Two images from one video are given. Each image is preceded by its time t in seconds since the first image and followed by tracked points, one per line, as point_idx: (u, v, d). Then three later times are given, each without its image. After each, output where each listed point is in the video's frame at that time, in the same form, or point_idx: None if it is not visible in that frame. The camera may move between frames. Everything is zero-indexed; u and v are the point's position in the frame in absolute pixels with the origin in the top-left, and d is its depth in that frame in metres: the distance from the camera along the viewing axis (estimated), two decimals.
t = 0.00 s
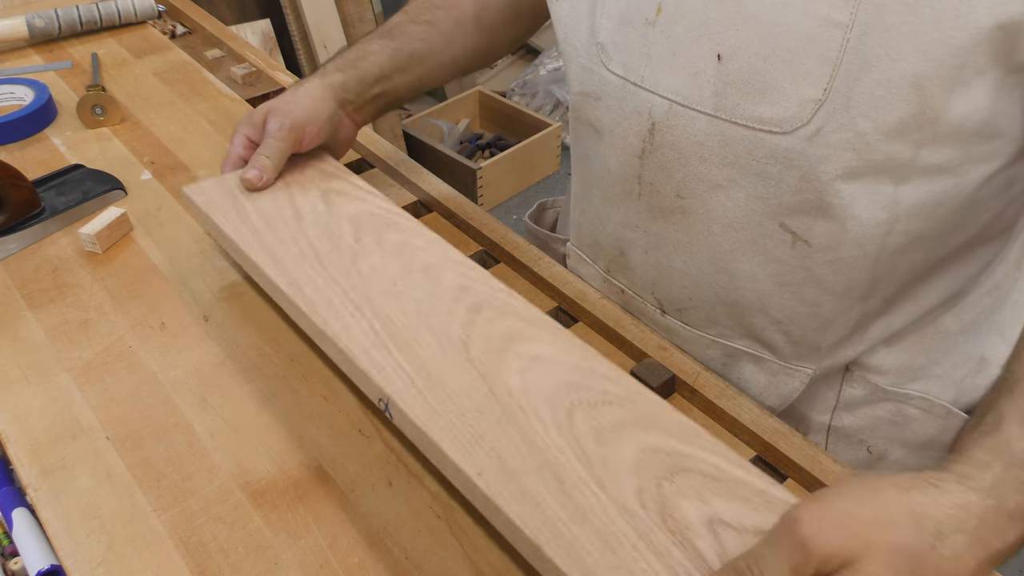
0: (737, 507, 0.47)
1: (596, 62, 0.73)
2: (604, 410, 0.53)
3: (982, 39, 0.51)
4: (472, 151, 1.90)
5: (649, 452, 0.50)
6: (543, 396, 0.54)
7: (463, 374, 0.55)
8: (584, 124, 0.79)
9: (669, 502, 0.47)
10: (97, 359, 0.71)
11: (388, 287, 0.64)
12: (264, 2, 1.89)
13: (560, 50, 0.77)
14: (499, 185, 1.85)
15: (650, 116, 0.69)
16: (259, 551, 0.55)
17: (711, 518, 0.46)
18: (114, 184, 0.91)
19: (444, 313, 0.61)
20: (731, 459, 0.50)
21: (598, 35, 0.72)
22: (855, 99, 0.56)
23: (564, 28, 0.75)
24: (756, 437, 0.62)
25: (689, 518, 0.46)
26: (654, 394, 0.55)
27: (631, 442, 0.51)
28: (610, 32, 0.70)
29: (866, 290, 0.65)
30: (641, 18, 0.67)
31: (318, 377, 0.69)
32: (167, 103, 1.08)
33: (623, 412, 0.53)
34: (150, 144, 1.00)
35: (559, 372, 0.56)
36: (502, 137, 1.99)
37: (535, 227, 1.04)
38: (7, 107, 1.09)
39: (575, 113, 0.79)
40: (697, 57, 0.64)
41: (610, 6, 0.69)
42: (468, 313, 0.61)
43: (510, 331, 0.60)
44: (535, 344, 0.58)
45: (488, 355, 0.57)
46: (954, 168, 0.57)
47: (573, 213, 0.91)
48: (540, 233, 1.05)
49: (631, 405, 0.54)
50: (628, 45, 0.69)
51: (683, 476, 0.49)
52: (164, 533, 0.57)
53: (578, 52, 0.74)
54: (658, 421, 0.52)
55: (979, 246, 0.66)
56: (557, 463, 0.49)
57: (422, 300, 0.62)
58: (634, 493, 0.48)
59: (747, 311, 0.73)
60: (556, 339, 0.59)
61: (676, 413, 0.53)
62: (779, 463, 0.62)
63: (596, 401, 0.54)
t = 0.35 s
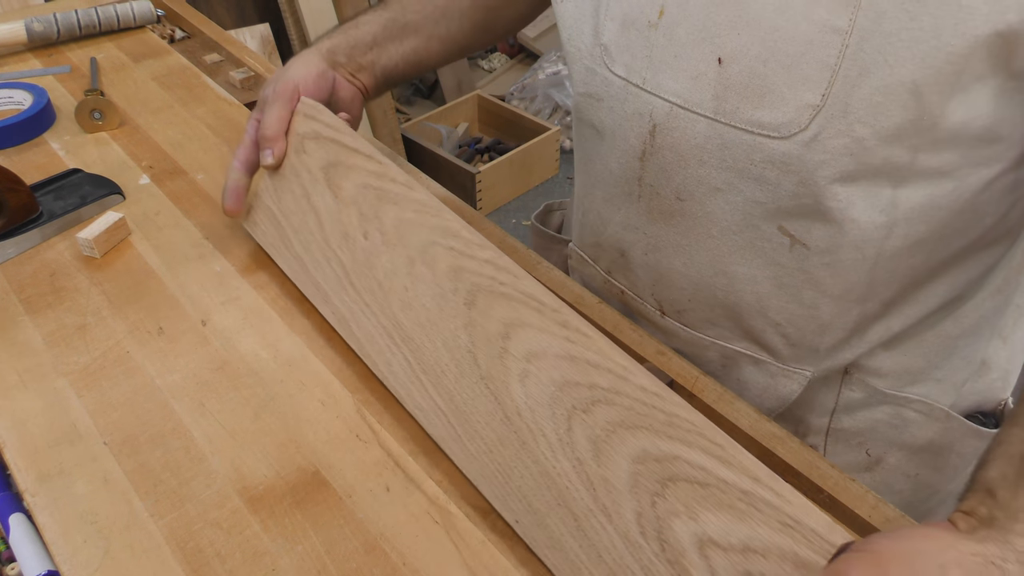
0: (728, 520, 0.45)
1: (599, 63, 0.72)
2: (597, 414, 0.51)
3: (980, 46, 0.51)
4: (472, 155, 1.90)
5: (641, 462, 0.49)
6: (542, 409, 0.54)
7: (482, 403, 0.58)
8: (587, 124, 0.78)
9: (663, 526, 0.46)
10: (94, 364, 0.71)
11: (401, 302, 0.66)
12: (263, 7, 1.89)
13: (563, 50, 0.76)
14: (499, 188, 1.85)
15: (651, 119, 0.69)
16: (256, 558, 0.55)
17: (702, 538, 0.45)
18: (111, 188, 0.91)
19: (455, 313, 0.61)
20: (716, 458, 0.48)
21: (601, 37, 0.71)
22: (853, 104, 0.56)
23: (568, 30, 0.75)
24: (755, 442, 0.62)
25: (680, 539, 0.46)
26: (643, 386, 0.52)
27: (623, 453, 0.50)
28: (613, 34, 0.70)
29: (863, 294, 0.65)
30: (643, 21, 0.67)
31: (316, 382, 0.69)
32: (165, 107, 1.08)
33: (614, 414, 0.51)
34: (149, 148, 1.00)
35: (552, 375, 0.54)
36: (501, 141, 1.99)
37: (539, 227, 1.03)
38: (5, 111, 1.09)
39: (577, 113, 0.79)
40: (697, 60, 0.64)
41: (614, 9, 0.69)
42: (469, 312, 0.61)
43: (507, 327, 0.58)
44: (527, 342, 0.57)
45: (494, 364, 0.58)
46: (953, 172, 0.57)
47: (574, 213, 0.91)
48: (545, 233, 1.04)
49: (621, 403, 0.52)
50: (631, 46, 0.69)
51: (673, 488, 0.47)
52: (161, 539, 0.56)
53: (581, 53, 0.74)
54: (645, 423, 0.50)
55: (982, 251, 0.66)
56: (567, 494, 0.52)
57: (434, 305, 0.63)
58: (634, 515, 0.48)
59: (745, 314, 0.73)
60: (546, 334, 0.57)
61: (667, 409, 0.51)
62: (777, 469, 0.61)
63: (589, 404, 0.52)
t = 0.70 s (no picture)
0: (701, 549, 0.41)
1: (602, 65, 0.73)
2: (569, 434, 0.48)
3: (978, 54, 0.51)
4: (471, 160, 1.90)
5: (615, 484, 0.46)
6: (524, 427, 0.52)
7: (472, 419, 0.58)
8: (589, 126, 0.78)
9: (642, 551, 0.45)
10: (94, 370, 0.70)
11: (392, 312, 0.65)
12: (262, 13, 1.90)
13: (567, 51, 0.77)
14: (499, 194, 1.85)
15: (652, 121, 0.70)
16: (256, 564, 0.55)
17: (677, 566, 0.43)
18: (111, 195, 0.91)
19: (439, 323, 0.59)
20: (684, 484, 0.41)
21: (604, 40, 0.72)
22: (852, 109, 0.57)
23: (572, 33, 0.75)
24: (754, 447, 0.62)
25: (659, 565, 0.44)
26: (616, 405, 0.44)
27: (598, 476, 0.47)
28: (617, 38, 0.70)
29: (861, 298, 0.65)
30: (646, 24, 0.68)
31: (316, 389, 0.69)
32: (165, 114, 1.09)
33: (585, 434, 0.47)
34: (148, 155, 1.00)
35: (526, 392, 0.51)
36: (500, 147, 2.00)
37: (542, 228, 1.03)
38: (5, 118, 1.09)
39: (580, 115, 0.79)
40: (699, 64, 0.64)
41: (617, 12, 0.70)
42: (448, 326, 0.57)
43: (481, 341, 0.54)
44: (500, 358, 0.53)
45: (477, 381, 0.56)
46: (951, 177, 0.57)
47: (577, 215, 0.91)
48: (547, 234, 1.04)
49: (590, 423, 0.46)
50: (633, 49, 0.69)
51: (646, 513, 0.44)
52: (161, 546, 0.56)
53: (585, 55, 0.74)
54: (614, 445, 0.45)
55: (981, 256, 0.66)
56: (555, 511, 0.52)
57: (418, 320, 0.61)
58: (615, 537, 0.47)
59: (743, 317, 0.73)
60: (515, 349, 0.51)
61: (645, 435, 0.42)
62: (777, 474, 0.61)
63: (562, 423, 0.48)
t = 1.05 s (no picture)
0: (686, 561, 0.41)
1: (602, 62, 0.73)
2: (557, 444, 0.47)
3: (974, 54, 0.51)
4: (470, 160, 1.90)
5: (603, 494, 0.45)
6: (514, 434, 0.52)
7: (466, 425, 0.58)
8: (589, 123, 0.78)
9: (632, 559, 0.46)
10: (94, 370, 0.70)
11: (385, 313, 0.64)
12: (262, 13, 1.89)
13: (568, 48, 0.77)
14: (498, 195, 1.85)
15: (651, 118, 0.69)
16: (256, 565, 0.55)
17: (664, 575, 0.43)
18: (111, 195, 0.91)
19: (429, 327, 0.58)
20: (667, 497, 0.40)
21: (604, 37, 0.72)
22: (848, 108, 0.57)
23: (572, 30, 0.75)
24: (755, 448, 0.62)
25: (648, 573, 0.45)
26: (597, 416, 0.43)
27: (587, 485, 0.47)
28: (617, 34, 0.70)
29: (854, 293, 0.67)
30: (645, 21, 0.67)
31: (316, 389, 0.69)
32: (165, 114, 1.09)
33: (571, 443, 0.46)
34: (148, 155, 1.00)
35: (514, 400, 0.50)
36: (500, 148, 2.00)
37: (541, 225, 1.02)
38: (5, 118, 1.09)
39: (579, 111, 0.79)
40: (698, 61, 0.64)
41: (617, 9, 0.69)
42: (437, 332, 0.57)
43: (469, 348, 0.54)
44: (487, 366, 0.52)
45: (468, 386, 0.56)
46: (946, 176, 0.58)
47: (574, 211, 0.91)
48: (547, 231, 1.03)
49: (575, 432, 0.45)
50: (633, 47, 0.69)
51: (634, 524, 0.44)
52: (161, 546, 0.56)
53: (586, 52, 0.74)
54: (598, 455, 0.44)
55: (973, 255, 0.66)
56: (548, 517, 0.52)
57: (410, 322, 0.61)
58: (606, 544, 0.47)
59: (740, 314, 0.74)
60: (500, 356, 0.50)
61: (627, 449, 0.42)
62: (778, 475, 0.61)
63: (550, 431, 0.48)
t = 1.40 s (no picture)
0: (681, 565, 0.41)
1: (600, 57, 0.72)
2: (554, 445, 0.48)
3: (968, 49, 0.51)
4: (471, 160, 1.90)
5: (599, 496, 0.46)
6: (512, 435, 0.52)
7: (464, 425, 0.58)
8: (587, 119, 0.78)
9: (626, 561, 0.46)
10: (95, 370, 0.71)
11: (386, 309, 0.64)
12: (263, 13, 1.90)
13: (566, 44, 0.77)
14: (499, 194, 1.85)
15: (648, 114, 0.69)
16: (256, 564, 0.55)
17: None
18: (112, 195, 0.91)
19: (428, 325, 0.58)
20: (664, 500, 0.40)
21: (602, 33, 0.72)
22: (844, 103, 0.57)
23: (570, 26, 0.75)
24: (756, 447, 0.62)
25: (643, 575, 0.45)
26: (595, 416, 0.43)
27: (583, 486, 0.47)
28: (615, 30, 0.70)
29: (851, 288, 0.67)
30: (643, 17, 0.67)
31: (316, 389, 0.69)
32: (166, 114, 1.09)
33: (569, 445, 0.46)
34: (148, 155, 1.00)
35: (513, 401, 0.50)
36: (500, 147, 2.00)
37: (542, 222, 1.02)
38: (6, 118, 1.09)
39: (578, 107, 0.79)
40: (694, 56, 0.64)
41: (615, 5, 0.69)
42: (437, 331, 0.57)
43: (468, 348, 0.54)
44: (486, 366, 0.52)
45: (466, 387, 0.56)
46: (941, 172, 0.58)
47: (573, 207, 0.91)
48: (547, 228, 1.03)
49: (572, 433, 0.45)
50: (630, 42, 0.69)
51: (629, 526, 0.44)
52: (161, 546, 0.56)
53: (584, 48, 0.74)
54: (596, 457, 0.44)
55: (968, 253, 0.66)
56: (544, 518, 0.52)
57: (410, 321, 0.61)
58: (601, 547, 0.48)
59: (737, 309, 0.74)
60: (499, 357, 0.50)
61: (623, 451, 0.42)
62: (778, 474, 0.61)
63: (548, 432, 0.48)
